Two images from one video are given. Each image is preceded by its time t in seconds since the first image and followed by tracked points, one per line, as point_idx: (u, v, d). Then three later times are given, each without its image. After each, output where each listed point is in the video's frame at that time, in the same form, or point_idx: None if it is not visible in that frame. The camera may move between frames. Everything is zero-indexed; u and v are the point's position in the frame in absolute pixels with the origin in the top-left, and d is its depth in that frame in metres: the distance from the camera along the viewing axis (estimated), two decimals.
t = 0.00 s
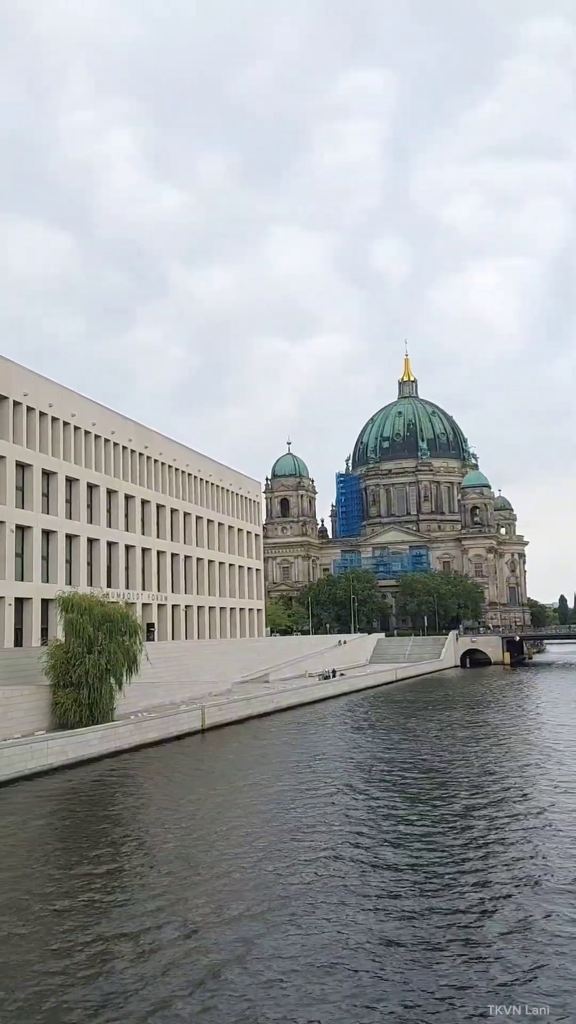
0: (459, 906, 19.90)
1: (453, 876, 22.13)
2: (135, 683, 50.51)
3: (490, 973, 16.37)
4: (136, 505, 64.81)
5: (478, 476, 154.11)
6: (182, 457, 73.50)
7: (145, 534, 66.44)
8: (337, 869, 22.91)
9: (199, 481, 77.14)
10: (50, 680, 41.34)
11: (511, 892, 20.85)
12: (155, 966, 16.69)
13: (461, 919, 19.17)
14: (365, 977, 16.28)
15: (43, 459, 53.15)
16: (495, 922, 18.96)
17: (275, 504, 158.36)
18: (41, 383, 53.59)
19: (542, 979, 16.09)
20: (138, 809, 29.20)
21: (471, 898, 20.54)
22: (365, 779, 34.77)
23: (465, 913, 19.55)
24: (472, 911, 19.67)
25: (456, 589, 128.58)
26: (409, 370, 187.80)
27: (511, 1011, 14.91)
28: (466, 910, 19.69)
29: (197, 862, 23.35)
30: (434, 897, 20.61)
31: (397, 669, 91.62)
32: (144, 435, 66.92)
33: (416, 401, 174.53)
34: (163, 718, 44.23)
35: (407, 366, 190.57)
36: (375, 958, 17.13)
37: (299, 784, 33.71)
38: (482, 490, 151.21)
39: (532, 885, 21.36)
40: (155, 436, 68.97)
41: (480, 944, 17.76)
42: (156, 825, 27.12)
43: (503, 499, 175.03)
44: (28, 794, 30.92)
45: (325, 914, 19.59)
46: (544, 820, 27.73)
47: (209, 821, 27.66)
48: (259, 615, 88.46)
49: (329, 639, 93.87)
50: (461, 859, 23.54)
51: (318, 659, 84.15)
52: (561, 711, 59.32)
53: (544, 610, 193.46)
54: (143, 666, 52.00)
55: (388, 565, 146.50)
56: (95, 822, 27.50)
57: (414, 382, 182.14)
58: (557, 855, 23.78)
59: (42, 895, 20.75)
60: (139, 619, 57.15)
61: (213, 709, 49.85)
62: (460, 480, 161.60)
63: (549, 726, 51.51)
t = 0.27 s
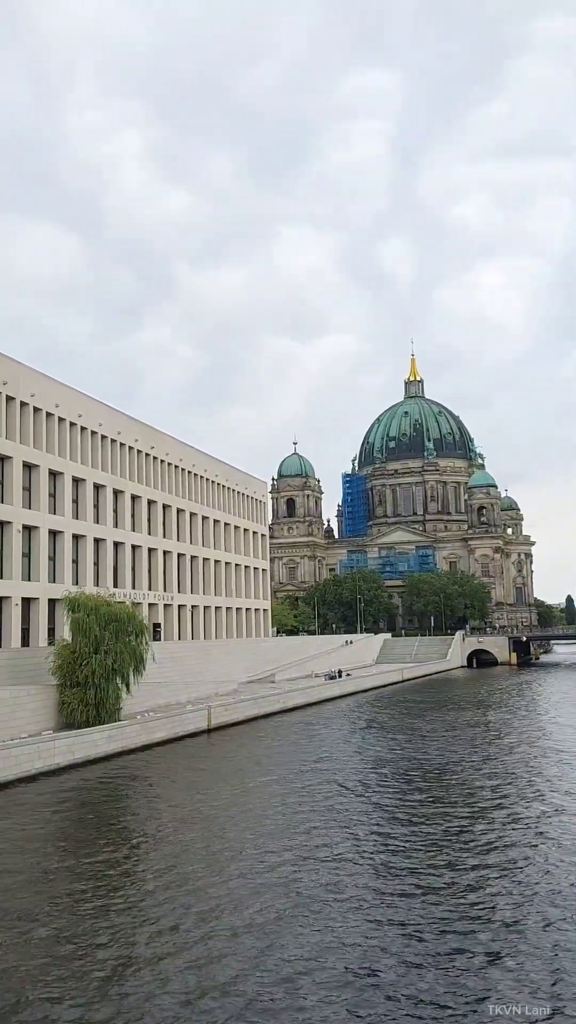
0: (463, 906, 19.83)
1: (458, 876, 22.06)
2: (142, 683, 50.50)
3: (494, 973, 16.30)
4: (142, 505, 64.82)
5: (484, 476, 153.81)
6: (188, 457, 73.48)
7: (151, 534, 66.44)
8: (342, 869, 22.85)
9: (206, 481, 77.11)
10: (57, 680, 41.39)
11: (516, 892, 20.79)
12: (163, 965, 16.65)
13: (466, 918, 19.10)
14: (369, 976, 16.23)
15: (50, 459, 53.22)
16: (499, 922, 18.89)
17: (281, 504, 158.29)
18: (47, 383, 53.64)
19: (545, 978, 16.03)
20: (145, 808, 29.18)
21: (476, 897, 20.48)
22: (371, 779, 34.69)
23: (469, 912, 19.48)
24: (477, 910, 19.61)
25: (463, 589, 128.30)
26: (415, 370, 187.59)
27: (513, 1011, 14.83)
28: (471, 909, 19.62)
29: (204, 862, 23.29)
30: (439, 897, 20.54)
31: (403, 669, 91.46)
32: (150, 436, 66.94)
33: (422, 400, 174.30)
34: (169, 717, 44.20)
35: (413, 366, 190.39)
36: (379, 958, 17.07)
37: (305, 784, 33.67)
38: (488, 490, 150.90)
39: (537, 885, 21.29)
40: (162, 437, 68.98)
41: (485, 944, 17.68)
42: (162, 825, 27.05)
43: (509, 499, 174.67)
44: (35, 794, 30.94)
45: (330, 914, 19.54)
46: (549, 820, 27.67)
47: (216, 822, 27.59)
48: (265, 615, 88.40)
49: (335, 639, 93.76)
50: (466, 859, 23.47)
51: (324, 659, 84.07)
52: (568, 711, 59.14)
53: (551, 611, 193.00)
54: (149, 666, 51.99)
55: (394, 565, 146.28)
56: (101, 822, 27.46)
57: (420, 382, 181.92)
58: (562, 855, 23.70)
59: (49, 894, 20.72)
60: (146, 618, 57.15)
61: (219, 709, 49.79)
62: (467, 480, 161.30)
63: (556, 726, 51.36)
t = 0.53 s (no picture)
0: (465, 906, 19.84)
1: (460, 876, 22.08)
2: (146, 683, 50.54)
3: (494, 973, 16.31)
4: (146, 505, 64.93)
5: (488, 476, 153.68)
6: (191, 457, 73.53)
7: (155, 534, 66.52)
8: (345, 869, 22.88)
9: (209, 481, 77.17)
10: (61, 680, 41.46)
11: (518, 892, 20.78)
12: (167, 964, 16.68)
13: (468, 919, 19.10)
14: (369, 976, 16.24)
15: (54, 459, 53.31)
16: (501, 922, 18.89)
17: (284, 504, 158.27)
18: (51, 383, 53.70)
19: (545, 978, 16.03)
20: (149, 808, 29.21)
21: (477, 897, 20.49)
22: (374, 779, 34.72)
23: (471, 912, 19.48)
24: (478, 910, 19.62)
25: (467, 589, 128.19)
26: (419, 370, 187.50)
27: (511, 1011, 14.84)
28: (473, 909, 19.63)
29: (208, 862, 23.33)
30: (441, 897, 20.55)
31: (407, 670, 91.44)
32: (154, 436, 67.03)
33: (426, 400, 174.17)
34: (173, 717, 44.25)
35: (417, 366, 190.30)
36: (380, 958, 17.09)
37: (309, 784, 33.71)
38: (492, 490, 150.77)
39: (539, 885, 21.28)
40: (165, 437, 69.05)
41: (486, 944, 17.69)
42: (167, 825, 27.08)
43: (513, 499, 174.54)
44: (38, 793, 31.01)
45: (332, 914, 19.55)
46: (552, 820, 27.67)
47: (220, 822, 27.59)
48: (268, 615, 88.43)
49: (338, 639, 93.74)
50: (468, 859, 23.48)
51: (328, 659, 84.10)
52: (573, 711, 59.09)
53: (555, 610, 192.93)
54: (153, 666, 52.04)
55: (398, 565, 146.22)
56: (105, 822, 27.49)
57: (424, 382, 181.86)
58: (564, 855, 23.70)
59: (53, 894, 20.73)
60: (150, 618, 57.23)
61: (223, 709, 49.83)
62: (470, 480, 161.20)
63: (560, 726, 51.32)
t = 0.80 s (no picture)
0: (468, 906, 19.79)
1: (464, 876, 22.05)
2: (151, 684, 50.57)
3: (496, 973, 16.27)
4: (151, 505, 64.96)
5: (493, 476, 153.44)
6: (196, 457, 73.54)
7: (160, 534, 66.52)
8: (349, 869, 22.84)
9: (214, 481, 77.19)
10: (66, 680, 41.48)
11: (521, 893, 20.73)
12: (172, 965, 16.64)
13: (471, 919, 19.04)
14: (371, 976, 16.20)
15: (58, 459, 53.34)
16: (503, 922, 18.84)
17: (289, 504, 158.28)
18: (55, 383, 53.76)
19: (547, 978, 15.97)
20: (153, 808, 29.19)
21: (480, 897, 20.44)
22: (379, 779, 34.68)
23: (474, 912, 19.44)
24: (481, 910, 19.57)
25: (472, 589, 127.99)
26: (424, 370, 187.44)
27: (511, 1011, 14.80)
28: (476, 910, 19.58)
29: (213, 862, 23.30)
30: (444, 897, 20.51)
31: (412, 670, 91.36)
32: (159, 436, 67.06)
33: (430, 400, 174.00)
34: (178, 717, 44.26)
35: (421, 366, 190.13)
36: (381, 957, 17.07)
37: (313, 784, 33.66)
38: (497, 490, 150.54)
39: (542, 885, 21.22)
40: (170, 437, 69.08)
41: (488, 944, 17.64)
42: (172, 825, 27.06)
43: (518, 499, 174.24)
44: (43, 793, 31.00)
45: (335, 914, 19.52)
46: (555, 820, 27.61)
47: (224, 821, 27.57)
48: (273, 615, 88.41)
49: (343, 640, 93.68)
50: (472, 859, 23.44)
51: (333, 659, 84.06)
52: None
53: (560, 611, 192.64)
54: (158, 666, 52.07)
55: (403, 565, 146.06)
56: (110, 821, 27.49)
57: (428, 382, 181.72)
58: (568, 855, 23.63)
59: (58, 894, 20.74)
60: (154, 618, 57.25)
61: (228, 709, 49.83)
62: (475, 480, 160.99)
63: (565, 726, 51.19)
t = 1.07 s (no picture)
0: (477, 906, 19.72)
1: (472, 876, 21.98)
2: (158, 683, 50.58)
3: (504, 973, 16.19)
4: (158, 505, 65.01)
5: (500, 475, 153.00)
6: (203, 457, 73.55)
7: (167, 534, 66.56)
8: (358, 869, 22.76)
9: (221, 481, 77.20)
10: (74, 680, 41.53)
11: (530, 893, 20.64)
12: (180, 965, 16.59)
13: (479, 919, 18.99)
14: (377, 976, 16.16)
15: (66, 459, 53.44)
16: (506, 922, 18.78)
17: (296, 504, 158.18)
18: (63, 383, 53.85)
19: (556, 978, 15.93)
20: (161, 809, 29.13)
21: (484, 897, 20.38)
22: (387, 780, 34.58)
23: (483, 912, 19.38)
24: (490, 911, 19.50)
25: (479, 588, 127.63)
26: (431, 369, 187.04)
27: (512, 1011, 14.75)
28: (485, 910, 19.50)
29: (219, 862, 23.27)
30: (453, 897, 20.43)
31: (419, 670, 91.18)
32: (166, 436, 67.10)
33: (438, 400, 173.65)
34: (185, 716, 44.24)
35: (428, 366, 189.73)
36: (384, 957, 17.03)
37: (321, 784, 33.61)
38: (505, 490, 150.09)
39: (550, 885, 21.13)
40: (177, 436, 69.12)
41: (498, 944, 17.58)
42: (178, 825, 27.04)
43: (526, 499, 173.71)
44: (50, 793, 31.01)
45: (344, 914, 19.48)
46: (560, 820, 27.49)
47: (231, 821, 27.54)
48: (280, 615, 88.37)
49: (350, 640, 93.55)
50: (476, 859, 23.36)
51: (340, 659, 83.95)
52: None
53: (568, 611, 191.92)
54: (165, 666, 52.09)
55: (410, 565, 145.78)
56: (117, 821, 27.49)
57: (436, 382, 181.36)
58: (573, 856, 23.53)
59: (64, 894, 20.72)
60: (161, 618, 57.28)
61: (236, 709, 49.81)
62: (483, 480, 160.57)
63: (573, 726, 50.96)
